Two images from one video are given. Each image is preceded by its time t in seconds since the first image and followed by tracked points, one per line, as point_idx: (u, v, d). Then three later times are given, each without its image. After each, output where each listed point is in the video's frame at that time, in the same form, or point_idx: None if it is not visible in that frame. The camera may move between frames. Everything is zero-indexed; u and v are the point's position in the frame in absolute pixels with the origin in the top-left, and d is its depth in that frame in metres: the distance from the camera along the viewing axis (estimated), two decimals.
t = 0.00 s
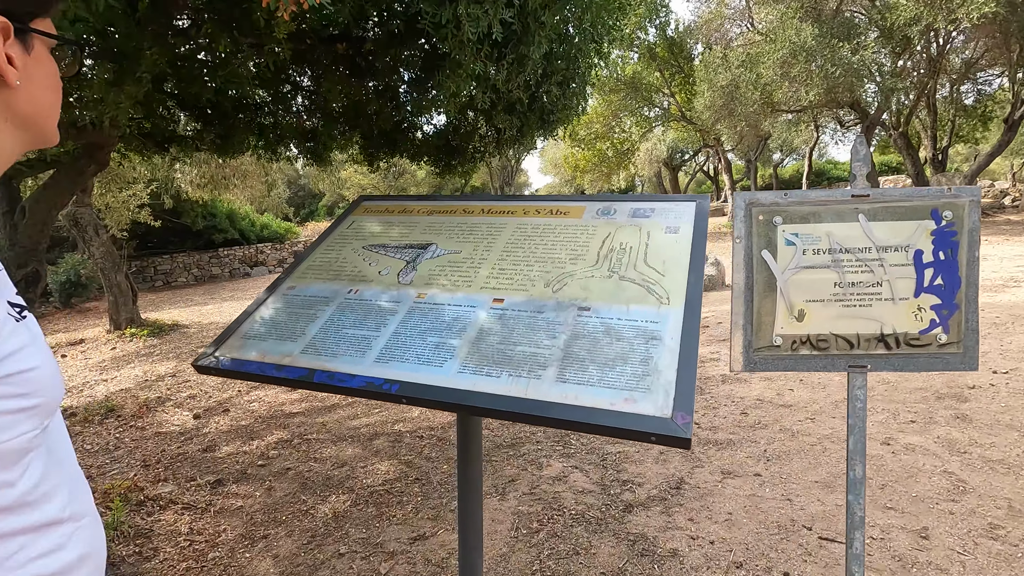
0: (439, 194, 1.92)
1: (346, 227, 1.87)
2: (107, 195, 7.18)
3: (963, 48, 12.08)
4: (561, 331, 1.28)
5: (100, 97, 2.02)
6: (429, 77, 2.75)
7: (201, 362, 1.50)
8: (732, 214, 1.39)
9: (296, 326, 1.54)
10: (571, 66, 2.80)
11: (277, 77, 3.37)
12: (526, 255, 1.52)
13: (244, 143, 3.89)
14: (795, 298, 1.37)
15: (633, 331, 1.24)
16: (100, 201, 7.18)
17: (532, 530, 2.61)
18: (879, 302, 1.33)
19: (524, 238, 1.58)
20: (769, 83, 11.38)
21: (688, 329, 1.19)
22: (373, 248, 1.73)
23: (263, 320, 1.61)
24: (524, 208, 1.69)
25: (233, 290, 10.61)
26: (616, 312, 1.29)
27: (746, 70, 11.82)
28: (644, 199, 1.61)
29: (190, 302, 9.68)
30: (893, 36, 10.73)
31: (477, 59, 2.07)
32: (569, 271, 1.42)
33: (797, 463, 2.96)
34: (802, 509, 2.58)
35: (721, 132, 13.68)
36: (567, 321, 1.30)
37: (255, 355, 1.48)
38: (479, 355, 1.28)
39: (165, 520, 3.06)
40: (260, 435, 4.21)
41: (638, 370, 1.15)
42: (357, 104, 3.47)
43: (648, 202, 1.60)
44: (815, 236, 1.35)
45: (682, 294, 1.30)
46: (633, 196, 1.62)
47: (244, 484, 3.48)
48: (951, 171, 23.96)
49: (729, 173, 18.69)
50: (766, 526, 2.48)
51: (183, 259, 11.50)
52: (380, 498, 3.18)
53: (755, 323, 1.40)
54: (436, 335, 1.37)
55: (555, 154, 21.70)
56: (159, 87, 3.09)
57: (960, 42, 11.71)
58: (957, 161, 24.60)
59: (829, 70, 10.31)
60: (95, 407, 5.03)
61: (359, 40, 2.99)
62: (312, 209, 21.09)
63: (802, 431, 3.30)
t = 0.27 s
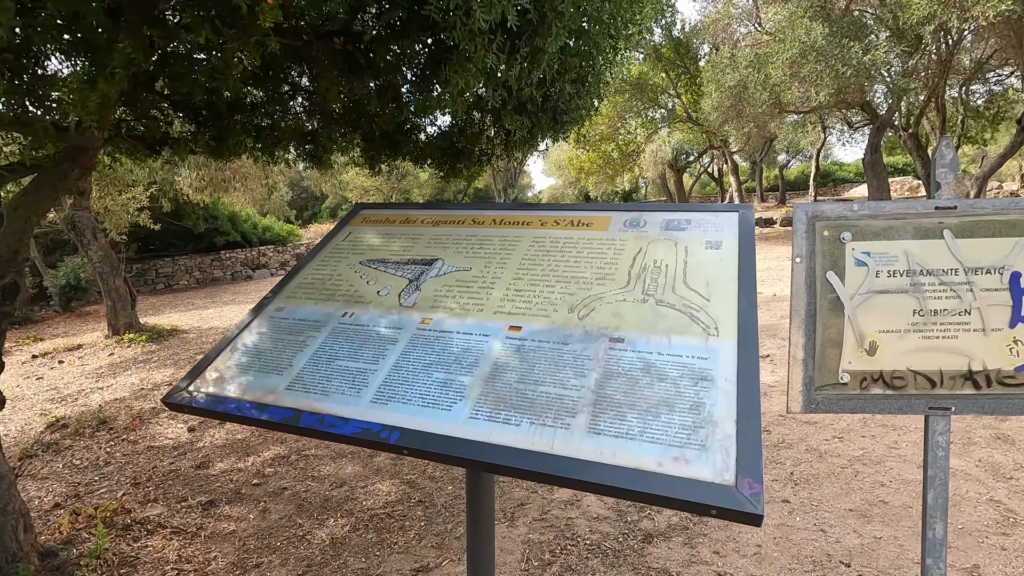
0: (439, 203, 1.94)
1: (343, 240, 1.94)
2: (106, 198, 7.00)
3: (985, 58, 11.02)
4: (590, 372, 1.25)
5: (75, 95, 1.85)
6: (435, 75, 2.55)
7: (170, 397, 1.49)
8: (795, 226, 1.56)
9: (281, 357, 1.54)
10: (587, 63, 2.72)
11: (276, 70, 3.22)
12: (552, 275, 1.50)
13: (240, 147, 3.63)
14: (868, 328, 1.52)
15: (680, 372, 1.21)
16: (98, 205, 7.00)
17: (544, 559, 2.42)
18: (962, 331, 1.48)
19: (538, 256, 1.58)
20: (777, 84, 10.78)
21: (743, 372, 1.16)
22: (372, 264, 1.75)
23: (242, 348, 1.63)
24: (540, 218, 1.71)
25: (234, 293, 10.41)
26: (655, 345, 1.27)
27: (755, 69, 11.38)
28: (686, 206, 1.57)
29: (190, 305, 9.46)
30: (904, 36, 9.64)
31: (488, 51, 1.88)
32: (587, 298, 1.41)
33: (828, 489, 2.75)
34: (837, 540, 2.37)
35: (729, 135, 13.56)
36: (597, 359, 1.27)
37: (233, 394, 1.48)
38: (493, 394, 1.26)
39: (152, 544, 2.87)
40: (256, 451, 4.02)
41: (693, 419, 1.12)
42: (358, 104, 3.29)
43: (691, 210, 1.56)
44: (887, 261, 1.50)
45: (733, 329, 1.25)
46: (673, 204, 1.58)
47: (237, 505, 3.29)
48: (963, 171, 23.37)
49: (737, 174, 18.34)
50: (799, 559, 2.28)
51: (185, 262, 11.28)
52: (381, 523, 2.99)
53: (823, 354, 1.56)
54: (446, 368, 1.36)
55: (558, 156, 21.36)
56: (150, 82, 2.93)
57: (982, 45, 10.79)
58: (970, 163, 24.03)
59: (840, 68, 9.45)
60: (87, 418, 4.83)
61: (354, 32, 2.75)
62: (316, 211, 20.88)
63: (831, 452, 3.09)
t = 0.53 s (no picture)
0: (439, 203, 1.99)
1: (335, 242, 1.99)
2: (107, 199, 6.85)
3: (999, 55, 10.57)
4: (616, 399, 1.20)
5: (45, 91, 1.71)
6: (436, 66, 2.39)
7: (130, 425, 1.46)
8: (853, 226, 1.44)
9: (258, 377, 1.52)
10: (598, 55, 2.62)
11: (277, 62, 3.06)
12: (574, 281, 1.49)
13: (236, 146, 3.43)
14: (941, 350, 1.35)
15: (723, 404, 1.15)
16: (99, 206, 6.87)
17: None
18: None
19: (545, 261, 1.58)
20: (788, 83, 10.28)
21: (795, 401, 1.12)
22: (364, 271, 1.78)
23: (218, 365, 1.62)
24: (552, 220, 1.74)
25: (237, 294, 10.24)
26: (693, 368, 1.22)
27: (763, 68, 10.83)
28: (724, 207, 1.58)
29: (193, 305, 9.25)
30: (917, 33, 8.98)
31: (494, 31, 1.75)
32: (604, 313, 1.38)
33: (855, 509, 2.57)
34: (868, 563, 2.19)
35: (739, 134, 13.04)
36: (622, 387, 1.22)
37: (200, 420, 1.45)
38: (499, 423, 1.22)
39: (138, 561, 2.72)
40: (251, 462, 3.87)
41: (743, 463, 1.06)
42: (357, 99, 3.12)
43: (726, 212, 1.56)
44: (964, 270, 1.34)
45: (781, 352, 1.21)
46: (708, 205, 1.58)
47: (230, 520, 3.14)
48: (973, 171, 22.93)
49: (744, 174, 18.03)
50: None
51: (188, 263, 11.18)
52: (379, 541, 2.83)
53: (886, 382, 1.40)
54: (444, 393, 1.31)
55: (564, 157, 21.08)
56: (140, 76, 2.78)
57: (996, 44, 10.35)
58: (978, 164, 23.63)
59: (852, 66, 8.99)
60: (78, 425, 4.55)
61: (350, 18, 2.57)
62: (320, 212, 20.70)
63: (857, 467, 2.91)
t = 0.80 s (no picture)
0: (432, 213, 2.11)
1: (326, 254, 2.11)
2: (106, 201, 6.72)
3: (1007, 53, 10.32)
4: (638, 446, 1.18)
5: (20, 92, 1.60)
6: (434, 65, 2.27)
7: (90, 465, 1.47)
8: (909, 246, 1.35)
9: (233, 412, 1.55)
10: (604, 53, 2.51)
11: (272, 61, 2.94)
12: (587, 304, 1.53)
13: (231, 148, 3.30)
14: (1007, 390, 1.27)
15: (764, 455, 1.13)
16: (99, 208, 6.74)
17: None
18: None
19: (546, 281, 1.65)
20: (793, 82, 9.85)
21: (840, 449, 1.10)
22: (353, 287, 1.87)
23: (193, 397, 1.66)
24: (560, 232, 1.83)
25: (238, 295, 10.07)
26: (726, 411, 1.20)
27: (769, 67, 10.25)
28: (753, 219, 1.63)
29: (194, 308, 9.04)
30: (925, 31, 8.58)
31: (497, 26, 1.62)
32: (619, 343, 1.39)
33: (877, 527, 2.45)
34: None
35: (744, 134, 12.42)
36: (644, 433, 1.20)
37: (165, 462, 1.47)
38: (500, 472, 1.20)
39: None
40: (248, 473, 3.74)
41: (790, 532, 1.03)
42: (355, 100, 2.98)
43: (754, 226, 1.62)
44: None
45: (827, 393, 1.19)
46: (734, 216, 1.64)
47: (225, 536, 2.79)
48: (978, 170, 22.64)
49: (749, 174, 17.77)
50: None
51: (190, 264, 11.06)
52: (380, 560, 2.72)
53: (943, 425, 1.32)
54: (437, 435, 1.31)
55: (568, 158, 20.80)
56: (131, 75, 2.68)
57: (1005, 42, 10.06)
58: (983, 163, 23.37)
59: (861, 66, 8.68)
60: (74, 432, 3.83)
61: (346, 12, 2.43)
62: (322, 213, 20.52)
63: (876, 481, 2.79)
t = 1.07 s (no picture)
0: (436, 216, 2.08)
1: (325, 258, 2.05)
2: (104, 202, 6.62)
3: (1009, 54, 10.16)
4: (671, 476, 1.12)
5: None
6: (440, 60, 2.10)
7: (67, 491, 1.39)
8: (973, 251, 1.43)
9: (223, 432, 1.48)
10: (612, 50, 2.45)
11: (270, 58, 2.87)
12: (608, 313, 1.48)
13: (230, 148, 3.21)
14: None
15: (815, 488, 1.06)
16: (97, 209, 6.65)
17: None
18: None
19: (559, 289, 1.61)
20: (796, 82, 9.09)
21: (903, 485, 1.02)
22: (352, 293, 1.81)
23: (181, 415, 1.59)
24: (575, 236, 1.79)
25: (238, 297, 9.94)
26: (768, 436, 1.14)
27: (772, 68, 9.44)
28: (786, 222, 1.59)
29: (193, 310, 8.91)
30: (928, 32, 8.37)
31: (505, 15, 1.55)
32: (646, 358, 1.34)
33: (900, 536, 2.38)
34: None
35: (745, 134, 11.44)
36: (678, 461, 1.14)
37: (147, 487, 1.39)
38: (519, 503, 1.14)
39: None
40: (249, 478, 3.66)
41: None
42: (355, 98, 2.92)
43: (786, 229, 1.59)
44: None
45: (882, 418, 1.13)
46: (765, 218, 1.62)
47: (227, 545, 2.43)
48: (979, 171, 22.45)
49: (750, 175, 17.66)
50: None
51: (189, 265, 10.97)
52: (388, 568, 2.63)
53: (1007, 450, 1.42)
54: (447, 460, 1.24)
55: (569, 160, 20.57)
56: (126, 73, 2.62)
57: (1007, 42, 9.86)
58: (984, 163, 23.19)
59: (863, 66, 8.16)
60: (69, 439, 3.39)
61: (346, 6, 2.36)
62: (322, 214, 20.47)
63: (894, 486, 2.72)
